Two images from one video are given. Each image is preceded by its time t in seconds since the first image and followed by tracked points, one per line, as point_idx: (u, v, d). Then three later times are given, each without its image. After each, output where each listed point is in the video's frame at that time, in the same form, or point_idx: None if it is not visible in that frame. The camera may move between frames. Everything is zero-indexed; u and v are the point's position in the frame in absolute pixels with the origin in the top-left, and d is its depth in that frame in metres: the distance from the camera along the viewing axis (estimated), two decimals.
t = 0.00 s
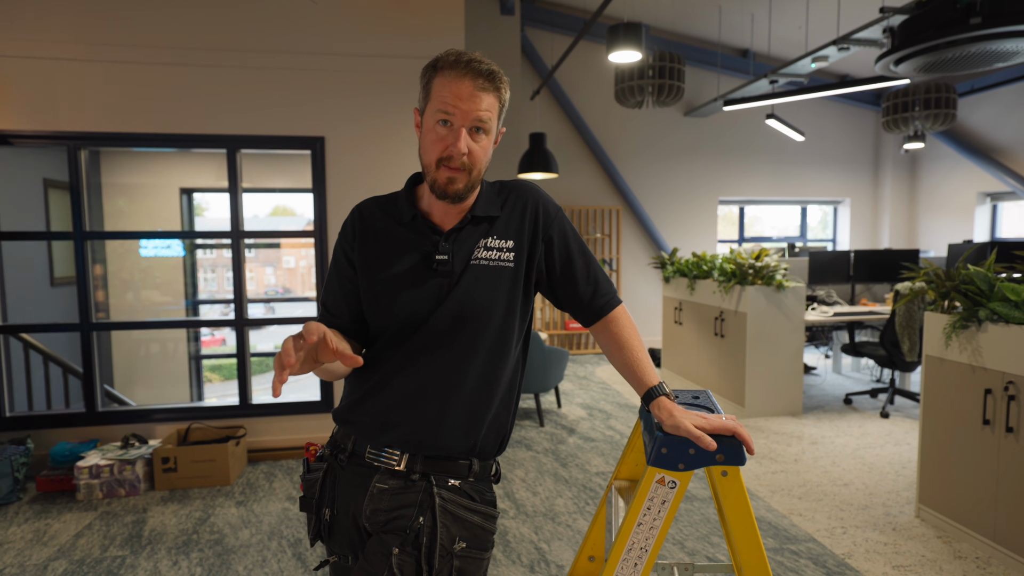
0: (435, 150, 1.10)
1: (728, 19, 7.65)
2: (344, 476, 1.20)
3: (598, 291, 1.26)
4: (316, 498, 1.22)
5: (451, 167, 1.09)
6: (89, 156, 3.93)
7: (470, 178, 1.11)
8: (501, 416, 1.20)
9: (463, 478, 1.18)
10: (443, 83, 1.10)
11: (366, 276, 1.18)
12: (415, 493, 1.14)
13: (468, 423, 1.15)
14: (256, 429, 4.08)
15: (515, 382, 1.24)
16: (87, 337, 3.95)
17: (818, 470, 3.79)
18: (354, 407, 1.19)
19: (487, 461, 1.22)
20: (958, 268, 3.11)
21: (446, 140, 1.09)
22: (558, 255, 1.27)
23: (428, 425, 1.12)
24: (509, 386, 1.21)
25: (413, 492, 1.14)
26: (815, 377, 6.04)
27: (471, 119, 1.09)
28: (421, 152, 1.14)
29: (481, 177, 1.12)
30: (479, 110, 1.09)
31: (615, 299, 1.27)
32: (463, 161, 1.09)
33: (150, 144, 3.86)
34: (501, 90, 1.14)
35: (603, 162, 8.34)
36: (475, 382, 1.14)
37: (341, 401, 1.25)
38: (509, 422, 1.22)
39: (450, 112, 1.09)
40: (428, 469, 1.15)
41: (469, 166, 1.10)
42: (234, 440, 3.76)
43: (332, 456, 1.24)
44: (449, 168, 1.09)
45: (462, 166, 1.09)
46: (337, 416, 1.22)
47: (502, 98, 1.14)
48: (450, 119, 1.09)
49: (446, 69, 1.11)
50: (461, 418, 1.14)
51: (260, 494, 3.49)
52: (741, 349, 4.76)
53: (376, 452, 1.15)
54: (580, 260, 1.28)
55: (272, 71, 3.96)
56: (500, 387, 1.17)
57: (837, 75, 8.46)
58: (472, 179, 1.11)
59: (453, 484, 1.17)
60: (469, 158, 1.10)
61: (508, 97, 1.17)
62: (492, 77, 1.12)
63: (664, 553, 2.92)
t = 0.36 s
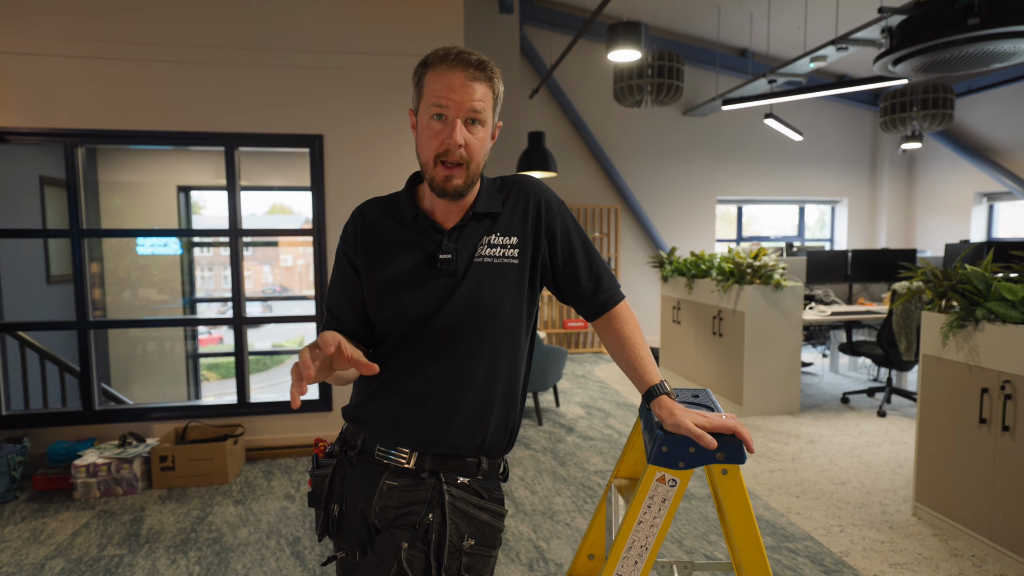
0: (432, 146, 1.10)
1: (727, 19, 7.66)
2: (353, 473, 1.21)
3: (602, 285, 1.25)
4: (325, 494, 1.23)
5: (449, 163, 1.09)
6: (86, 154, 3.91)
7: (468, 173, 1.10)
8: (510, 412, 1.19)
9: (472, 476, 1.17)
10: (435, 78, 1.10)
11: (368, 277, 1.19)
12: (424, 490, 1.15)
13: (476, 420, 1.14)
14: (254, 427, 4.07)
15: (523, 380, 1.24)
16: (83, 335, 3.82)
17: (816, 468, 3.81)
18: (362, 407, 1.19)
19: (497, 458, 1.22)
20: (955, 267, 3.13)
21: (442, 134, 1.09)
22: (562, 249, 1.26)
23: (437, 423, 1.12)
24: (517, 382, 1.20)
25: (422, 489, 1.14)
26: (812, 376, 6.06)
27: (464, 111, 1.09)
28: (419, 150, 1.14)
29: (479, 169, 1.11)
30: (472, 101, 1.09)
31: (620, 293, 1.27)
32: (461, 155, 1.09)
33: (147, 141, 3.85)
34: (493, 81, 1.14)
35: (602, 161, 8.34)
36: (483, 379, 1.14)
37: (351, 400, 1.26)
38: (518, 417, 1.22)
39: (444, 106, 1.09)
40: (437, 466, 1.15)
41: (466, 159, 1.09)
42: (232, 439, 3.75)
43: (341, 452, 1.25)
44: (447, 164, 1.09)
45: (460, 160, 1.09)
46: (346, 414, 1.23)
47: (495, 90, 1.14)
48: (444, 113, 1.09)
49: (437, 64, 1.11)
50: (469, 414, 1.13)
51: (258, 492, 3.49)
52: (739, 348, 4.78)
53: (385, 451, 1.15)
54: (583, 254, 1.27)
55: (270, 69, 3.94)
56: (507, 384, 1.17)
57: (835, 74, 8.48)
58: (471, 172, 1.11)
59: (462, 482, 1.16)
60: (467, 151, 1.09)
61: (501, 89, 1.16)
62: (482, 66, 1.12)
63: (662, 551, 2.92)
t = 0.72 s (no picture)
0: (444, 144, 1.09)
1: (725, 19, 7.68)
2: (358, 473, 1.21)
3: (610, 287, 1.25)
4: (329, 493, 1.23)
5: (459, 161, 1.08)
6: (83, 152, 3.89)
7: (478, 172, 1.09)
8: (514, 413, 1.19)
9: (477, 477, 1.18)
10: (449, 75, 1.11)
11: (377, 276, 1.18)
12: (429, 491, 1.15)
13: (481, 424, 1.14)
14: (252, 427, 4.06)
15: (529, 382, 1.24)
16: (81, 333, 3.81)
17: (813, 467, 3.82)
18: (369, 406, 1.19)
19: (501, 460, 1.22)
20: (952, 267, 3.14)
21: (453, 131, 1.09)
22: (572, 251, 1.25)
23: (442, 426, 1.12)
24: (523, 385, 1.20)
25: (427, 490, 1.15)
26: (809, 375, 6.09)
27: (477, 107, 1.08)
28: (431, 149, 1.13)
29: (489, 170, 1.10)
30: (485, 98, 1.09)
31: (628, 296, 1.26)
32: (469, 152, 1.08)
33: (144, 139, 3.83)
34: (508, 79, 1.14)
35: (600, 160, 8.35)
36: (489, 383, 1.14)
37: (357, 398, 1.26)
38: (523, 419, 1.22)
39: (456, 101, 1.09)
40: (442, 468, 1.15)
41: (476, 157, 1.08)
42: (230, 438, 3.74)
43: (347, 451, 1.25)
44: (458, 162, 1.08)
45: (469, 157, 1.08)
46: (352, 412, 1.23)
47: (510, 88, 1.14)
48: (456, 108, 1.09)
49: (452, 62, 1.12)
50: (475, 418, 1.13)
51: (257, 491, 3.48)
52: (737, 347, 4.79)
53: (389, 452, 1.15)
54: (594, 258, 1.26)
55: (268, 67, 3.93)
56: (513, 387, 1.17)
57: (833, 74, 8.51)
58: (481, 172, 1.09)
59: (466, 483, 1.17)
60: (476, 148, 1.08)
61: (517, 89, 1.16)
62: (496, 64, 1.12)
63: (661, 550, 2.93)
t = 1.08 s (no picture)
0: (477, 155, 1.07)
1: (722, 19, 7.70)
2: (368, 475, 1.20)
3: (616, 297, 1.31)
4: (337, 496, 1.22)
5: (492, 173, 1.06)
6: (78, 150, 3.86)
7: (512, 185, 1.08)
8: (526, 417, 1.23)
9: (488, 480, 1.18)
10: (488, 83, 1.07)
11: (397, 277, 1.16)
12: (442, 494, 1.15)
13: (495, 430, 1.16)
14: (249, 426, 4.04)
15: (540, 387, 1.26)
16: (76, 332, 3.79)
17: (810, 466, 3.84)
18: (381, 407, 1.19)
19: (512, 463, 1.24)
20: (948, 267, 3.17)
21: (488, 142, 1.06)
22: (593, 261, 1.29)
23: (460, 432, 1.13)
24: (534, 390, 1.23)
25: (440, 492, 1.14)
26: (805, 375, 6.12)
27: (515, 120, 1.06)
28: (462, 156, 1.11)
29: (523, 184, 1.08)
30: (524, 111, 1.06)
31: (629, 304, 1.33)
32: (505, 166, 1.06)
33: (140, 138, 3.81)
34: (548, 90, 1.11)
35: (597, 160, 8.36)
36: (507, 390, 1.16)
37: (366, 398, 1.25)
38: (534, 421, 1.25)
39: (494, 113, 1.06)
40: (454, 471, 1.15)
41: (510, 171, 1.07)
42: (227, 437, 3.73)
43: (355, 454, 1.24)
44: (491, 174, 1.06)
45: (504, 171, 1.06)
46: (363, 412, 1.23)
47: (549, 99, 1.11)
48: (493, 120, 1.06)
49: (492, 67, 1.08)
50: (491, 424, 1.15)
51: (254, 491, 3.47)
52: (734, 346, 4.81)
53: (399, 454, 1.15)
54: (610, 272, 1.31)
55: (265, 66, 3.92)
56: (525, 393, 1.20)
57: (828, 75, 8.55)
58: (514, 185, 1.08)
59: (479, 485, 1.17)
60: (512, 163, 1.07)
61: (556, 98, 1.13)
62: (539, 75, 1.09)
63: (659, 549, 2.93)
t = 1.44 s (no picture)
0: (489, 160, 1.07)
1: (717, 20, 7.73)
2: (373, 478, 1.20)
3: (617, 297, 1.35)
4: (342, 499, 1.21)
5: (505, 180, 1.07)
6: (70, 148, 3.83)
7: (523, 191, 1.08)
8: (532, 418, 1.25)
9: (495, 481, 1.19)
10: (503, 88, 1.06)
11: (405, 278, 1.15)
12: (449, 496, 1.16)
13: (503, 431, 1.18)
14: (243, 427, 4.02)
15: (545, 387, 1.27)
16: (68, 332, 3.82)
17: (804, 465, 3.86)
18: (386, 410, 1.19)
19: (517, 463, 1.25)
20: (940, 267, 3.20)
21: (501, 149, 1.06)
22: (600, 264, 1.32)
23: (469, 434, 1.14)
24: (540, 390, 1.25)
25: (447, 495, 1.16)
26: (800, 374, 6.16)
27: (530, 128, 1.06)
28: (473, 160, 1.11)
29: (534, 190, 1.09)
30: (539, 120, 1.06)
31: (629, 306, 1.37)
32: (518, 174, 1.06)
33: (133, 136, 3.78)
34: (564, 96, 1.10)
35: (593, 160, 8.37)
36: (516, 392, 1.17)
37: (370, 400, 1.25)
38: (539, 421, 1.26)
39: (508, 120, 1.05)
40: (461, 472, 1.16)
41: (523, 179, 1.07)
42: (221, 438, 3.71)
43: (360, 456, 1.24)
44: (503, 180, 1.06)
45: (517, 179, 1.06)
46: (368, 413, 1.23)
47: (563, 106, 1.10)
48: (508, 127, 1.06)
49: (507, 71, 1.07)
50: (499, 426, 1.17)
51: (248, 492, 3.45)
52: (728, 346, 4.83)
53: (405, 456, 1.15)
54: (614, 274, 1.34)
55: (259, 65, 3.90)
56: (532, 394, 1.22)
57: (822, 76, 8.61)
58: (526, 192, 1.09)
59: (486, 487, 1.18)
60: (525, 170, 1.07)
61: (570, 104, 1.13)
62: (555, 82, 1.08)
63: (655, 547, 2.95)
